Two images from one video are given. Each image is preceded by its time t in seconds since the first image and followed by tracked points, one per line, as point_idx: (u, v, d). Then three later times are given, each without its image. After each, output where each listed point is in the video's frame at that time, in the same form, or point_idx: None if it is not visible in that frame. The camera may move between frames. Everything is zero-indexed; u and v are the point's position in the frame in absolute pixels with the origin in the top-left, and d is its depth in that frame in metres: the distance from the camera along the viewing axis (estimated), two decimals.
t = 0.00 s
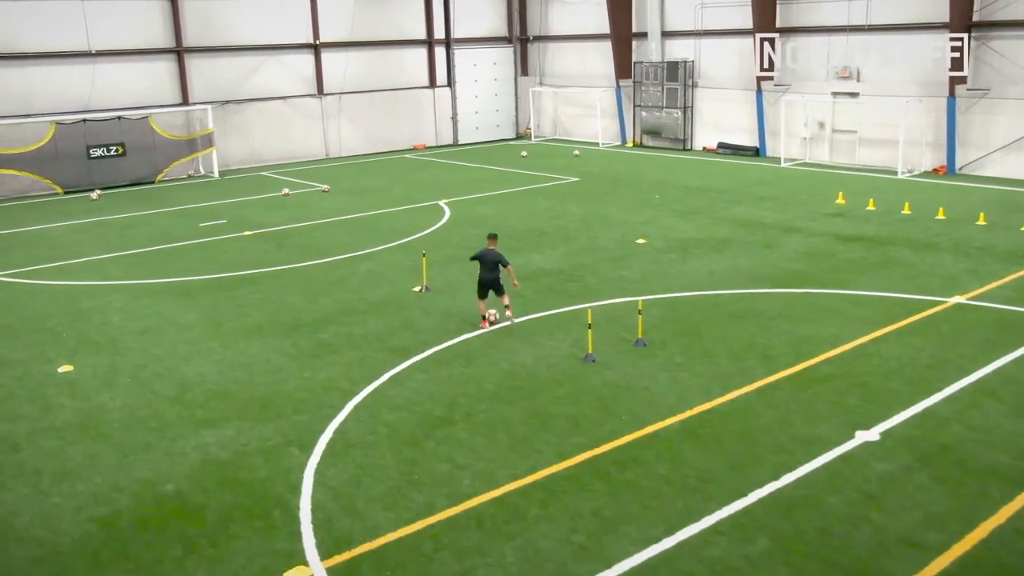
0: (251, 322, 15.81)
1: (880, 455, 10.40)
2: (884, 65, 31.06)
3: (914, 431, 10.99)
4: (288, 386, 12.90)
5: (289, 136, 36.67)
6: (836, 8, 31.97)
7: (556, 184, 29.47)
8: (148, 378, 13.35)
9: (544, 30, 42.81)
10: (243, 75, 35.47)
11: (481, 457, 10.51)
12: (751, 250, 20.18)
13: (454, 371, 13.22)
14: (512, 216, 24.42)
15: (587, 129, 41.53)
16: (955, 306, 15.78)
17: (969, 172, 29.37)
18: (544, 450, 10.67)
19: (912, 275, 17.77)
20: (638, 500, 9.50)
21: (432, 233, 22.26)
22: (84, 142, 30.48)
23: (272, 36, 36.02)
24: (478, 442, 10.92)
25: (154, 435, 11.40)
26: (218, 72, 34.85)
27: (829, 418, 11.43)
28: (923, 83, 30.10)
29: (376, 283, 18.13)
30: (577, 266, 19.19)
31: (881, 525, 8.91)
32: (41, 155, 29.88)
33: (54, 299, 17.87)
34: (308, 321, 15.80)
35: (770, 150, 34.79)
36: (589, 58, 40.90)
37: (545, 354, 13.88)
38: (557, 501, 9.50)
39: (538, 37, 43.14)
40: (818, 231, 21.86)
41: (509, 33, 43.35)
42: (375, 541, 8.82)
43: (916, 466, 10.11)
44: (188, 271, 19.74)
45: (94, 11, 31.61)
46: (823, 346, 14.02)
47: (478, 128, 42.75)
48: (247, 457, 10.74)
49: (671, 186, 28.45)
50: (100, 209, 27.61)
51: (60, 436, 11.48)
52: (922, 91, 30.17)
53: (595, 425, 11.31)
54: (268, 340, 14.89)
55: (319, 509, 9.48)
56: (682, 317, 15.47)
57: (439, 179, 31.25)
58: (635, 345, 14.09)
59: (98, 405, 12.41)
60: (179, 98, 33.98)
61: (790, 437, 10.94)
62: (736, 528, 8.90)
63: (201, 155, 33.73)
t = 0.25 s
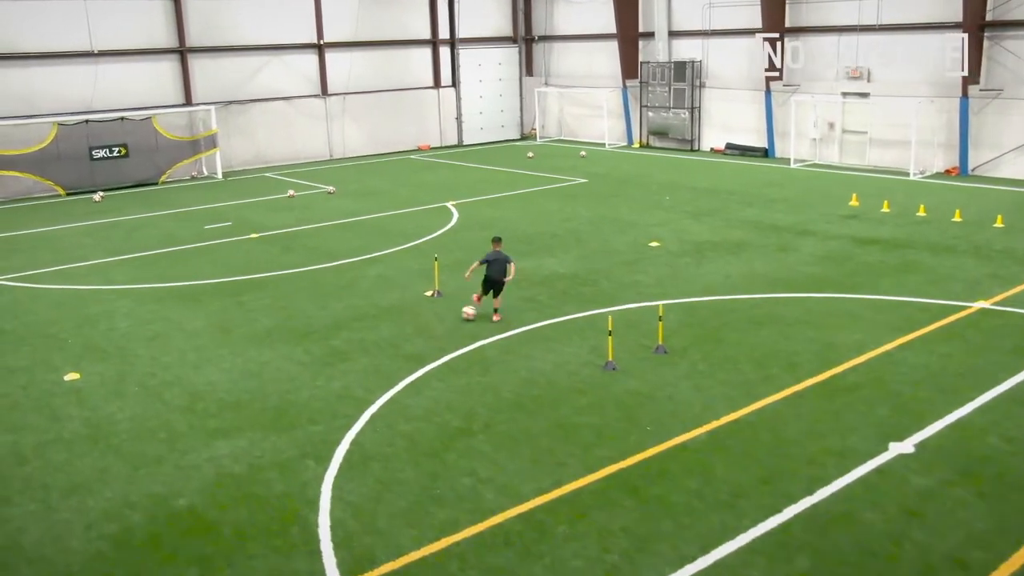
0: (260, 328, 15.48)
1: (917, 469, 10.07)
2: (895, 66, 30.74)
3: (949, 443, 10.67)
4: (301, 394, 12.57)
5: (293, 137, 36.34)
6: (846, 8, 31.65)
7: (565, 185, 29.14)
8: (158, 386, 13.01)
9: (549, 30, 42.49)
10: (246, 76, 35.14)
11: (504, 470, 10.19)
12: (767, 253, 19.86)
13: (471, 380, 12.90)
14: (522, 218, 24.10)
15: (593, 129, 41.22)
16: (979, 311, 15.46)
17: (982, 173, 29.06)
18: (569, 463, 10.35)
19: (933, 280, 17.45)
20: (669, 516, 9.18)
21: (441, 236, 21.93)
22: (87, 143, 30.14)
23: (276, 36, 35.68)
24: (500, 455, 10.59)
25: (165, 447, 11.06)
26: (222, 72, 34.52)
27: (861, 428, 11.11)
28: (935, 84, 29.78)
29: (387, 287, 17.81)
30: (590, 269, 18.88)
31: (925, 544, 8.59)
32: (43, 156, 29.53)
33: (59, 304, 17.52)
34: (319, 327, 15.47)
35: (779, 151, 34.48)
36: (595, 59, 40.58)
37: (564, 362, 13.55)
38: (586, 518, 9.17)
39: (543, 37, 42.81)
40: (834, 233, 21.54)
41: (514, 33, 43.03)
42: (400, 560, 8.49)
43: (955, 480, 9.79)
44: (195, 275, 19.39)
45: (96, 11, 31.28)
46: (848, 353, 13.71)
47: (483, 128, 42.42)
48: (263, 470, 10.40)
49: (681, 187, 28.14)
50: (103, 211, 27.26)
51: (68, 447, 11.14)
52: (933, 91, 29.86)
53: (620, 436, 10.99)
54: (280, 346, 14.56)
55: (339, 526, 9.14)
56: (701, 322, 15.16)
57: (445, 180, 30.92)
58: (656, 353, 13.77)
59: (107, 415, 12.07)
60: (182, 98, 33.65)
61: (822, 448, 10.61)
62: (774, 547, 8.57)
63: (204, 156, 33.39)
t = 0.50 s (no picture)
0: (270, 334, 15.13)
1: (956, 483, 9.73)
2: (907, 66, 30.41)
3: (987, 455, 10.32)
4: (315, 404, 12.23)
5: (297, 138, 35.99)
6: (857, 7, 31.32)
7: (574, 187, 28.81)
8: (167, 395, 12.66)
9: (555, 29, 42.16)
10: (250, 76, 34.80)
11: (528, 484, 9.85)
12: (784, 257, 19.52)
13: (489, 389, 12.56)
14: (532, 220, 23.75)
15: (599, 130, 40.90)
16: (1006, 317, 15.11)
17: (996, 174, 28.72)
18: (596, 477, 10.00)
19: (955, 284, 17.11)
20: (702, 534, 8.84)
21: (452, 239, 21.59)
22: (90, 144, 29.79)
23: (280, 36, 35.35)
24: (524, 468, 10.25)
25: (176, 459, 10.72)
26: (225, 72, 34.18)
27: (894, 440, 10.76)
28: (947, 84, 29.45)
29: (399, 292, 17.46)
30: (605, 273, 18.54)
31: (971, 564, 8.25)
32: (45, 157, 29.18)
33: (64, 309, 17.18)
34: (331, 333, 15.12)
35: (788, 152, 34.16)
36: (601, 59, 40.25)
37: (584, 369, 13.21)
38: (618, 536, 8.82)
39: (548, 37, 42.49)
40: (850, 236, 21.21)
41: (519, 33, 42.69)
42: None
43: (997, 495, 9.45)
44: (202, 278, 19.05)
45: (99, 11, 30.96)
46: (875, 360, 13.36)
47: (488, 129, 42.07)
48: (278, 484, 10.05)
49: (692, 188, 27.82)
50: (106, 212, 26.90)
51: (76, 460, 10.79)
52: (946, 91, 29.53)
53: (647, 448, 10.65)
54: (291, 353, 14.22)
55: (360, 544, 8.80)
56: (722, 329, 14.82)
57: (452, 182, 30.59)
58: (678, 360, 13.42)
59: (116, 425, 11.72)
60: (186, 99, 33.30)
61: (856, 461, 10.27)
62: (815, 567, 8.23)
63: (208, 157, 33.04)
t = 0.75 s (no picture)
0: (281, 340, 14.79)
1: (998, 497, 9.39)
2: (919, 66, 30.06)
3: None
4: (330, 414, 11.89)
5: (301, 138, 35.64)
6: (868, 6, 30.98)
7: (583, 188, 28.47)
8: (177, 405, 12.32)
9: (560, 29, 41.82)
10: (254, 76, 34.45)
11: (555, 499, 9.51)
12: (801, 260, 19.18)
13: (509, 398, 12.22)
14: (543, 223, 23.42)
15: (605, 131, 40.58)
16: None
17: (1009, 175, 28.38)
18: (624, 491, 9.66)
19: (978, 288, 16.77)
20: (739, 552, 8.50)
21: (462, 242, 21.26)
22: (92, 145, 29.45)
23: (284, 35, 35.00)
24: (549, 481, 9.91)
25: (189, 472, 10.38)
26: (229, 72, 33.83)
27: (930, 452, 10.42)
28: (960, 84, 29.11)
29: (410, 296, 17.13)
30: (620, 277, 18.20)
31: None
32: (48, 159, 28.84)
33: (69, 314, 16.84)
34: (343, 340, 14.78)
35: (798, 153, 33.85)
36: (607, 59, 39.91)
37: (605, 377, 12.87)
38: (652, 555, 8.48)
39: (554, 36, 42.15)
40: (867, 239, 20.88)
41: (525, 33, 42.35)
42: None
43: None
44: (209, 282, 18.70)
45: (102, 11, 30.62)
46: (904, 368, 13.02)
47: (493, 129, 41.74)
48: (295, 499, 9.71)
49: (702, 190, 27.49)
50: (110, 214, 26.56)
51: (85, 473, 10.45)
52: (959, 92, 29.19)
53: (675, 461, 10.31)
54: (303, 361, 13.88)
55: (383, 563, 8.47)
56: (743, 335, 14.49)
57: (460, 183, 30.25)
58: (701, 367, 13.07)
59: (126, 436, 11.38)
60: (189, 99, 32.96)
61: (893, 475, 9.93)
62: None
63: (212, 159, 32.69)
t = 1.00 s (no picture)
0: (292, 347, 14.43)
1: None
2: (931, 66, 29.72)
3: None
4: (347, 424, 11.54)
5: (306, 139, 35.28)
6: (879, 6, 30.66)
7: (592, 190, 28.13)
8: (188, 415, 11.97)
9: (566, 29, 41.47)
10: (258, 76, 34.11)
11: (585, 515, 9.18)
12: (820, 263, 18.84)
13: (530, 407, 11.88)
14: (553, 225, 23.08)
15: (612, 131, 40.25)
16: None
17: None
18: (655, 507, 9.32)
19: (1003, 293, 16.43)
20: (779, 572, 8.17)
21: (472, 245, 20.91)
22: (95, 146, 29.11)
23: (288, 35, 34.65)
24: (577, 496, 9.57)
25: (202, 486, 10.04)
26: (233, 73, 33.48)
27: (968, 465, 10.09)
28: (973, 84, 28.78)
29: (423, 301, 16.78)
30: (636, 281, 17.86)
31: None
32: (51, 160, 28.49)
33: (75, 320, 16.48)
34: (356, 346, 14.43)
35: (807, 153, 33.55)
36: (614, 59, 39.57)
37: (627, 386, 12.53)
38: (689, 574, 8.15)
39: (559, 36, 41.81)
40: (884, 242, 20.55)
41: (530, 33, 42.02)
42: None
43: None
44: (217, 287, 18.35)
45: (105, 10, 30.27)
46: (933, 376, 12.68)
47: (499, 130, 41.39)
48: (314, 514, 9.38)
49: (714, 192, 27.17)
50: (114, 216, 26.21)
51: (96, 487, 10.10)
52: (972, 92, 28.85)
53: (706, 475, 9.97)
54: (316, 368, 13.53)
55: None
56: (766, 342, 14.15)
57: (467, 184, 29.90)
58: (726, 375, 12.73)
59: (137, 448, 11.03)
60: (193, 100, 32.60)
61: (932, 489, 9.59)
62: None
63: (216, 160, 32.35)
